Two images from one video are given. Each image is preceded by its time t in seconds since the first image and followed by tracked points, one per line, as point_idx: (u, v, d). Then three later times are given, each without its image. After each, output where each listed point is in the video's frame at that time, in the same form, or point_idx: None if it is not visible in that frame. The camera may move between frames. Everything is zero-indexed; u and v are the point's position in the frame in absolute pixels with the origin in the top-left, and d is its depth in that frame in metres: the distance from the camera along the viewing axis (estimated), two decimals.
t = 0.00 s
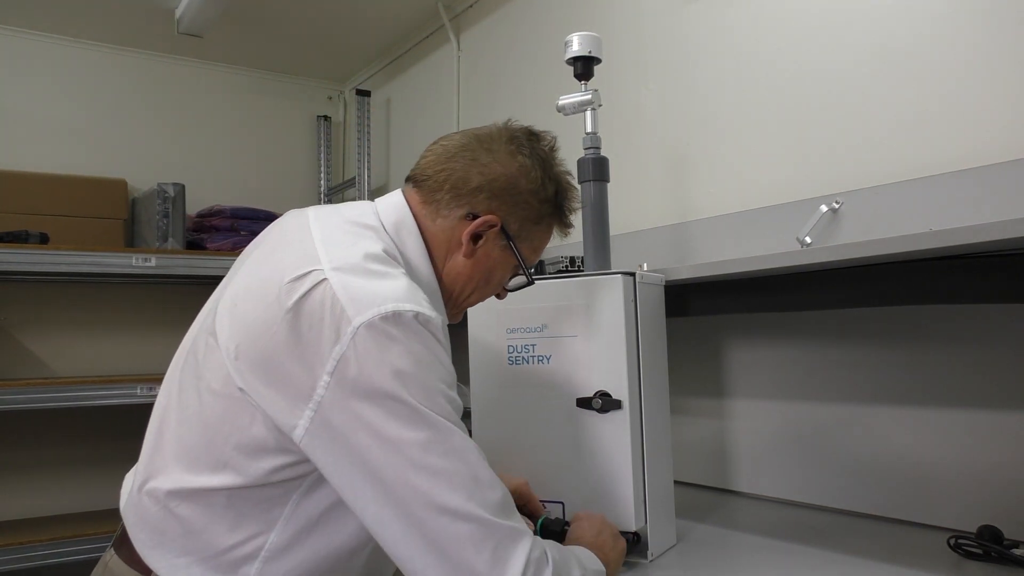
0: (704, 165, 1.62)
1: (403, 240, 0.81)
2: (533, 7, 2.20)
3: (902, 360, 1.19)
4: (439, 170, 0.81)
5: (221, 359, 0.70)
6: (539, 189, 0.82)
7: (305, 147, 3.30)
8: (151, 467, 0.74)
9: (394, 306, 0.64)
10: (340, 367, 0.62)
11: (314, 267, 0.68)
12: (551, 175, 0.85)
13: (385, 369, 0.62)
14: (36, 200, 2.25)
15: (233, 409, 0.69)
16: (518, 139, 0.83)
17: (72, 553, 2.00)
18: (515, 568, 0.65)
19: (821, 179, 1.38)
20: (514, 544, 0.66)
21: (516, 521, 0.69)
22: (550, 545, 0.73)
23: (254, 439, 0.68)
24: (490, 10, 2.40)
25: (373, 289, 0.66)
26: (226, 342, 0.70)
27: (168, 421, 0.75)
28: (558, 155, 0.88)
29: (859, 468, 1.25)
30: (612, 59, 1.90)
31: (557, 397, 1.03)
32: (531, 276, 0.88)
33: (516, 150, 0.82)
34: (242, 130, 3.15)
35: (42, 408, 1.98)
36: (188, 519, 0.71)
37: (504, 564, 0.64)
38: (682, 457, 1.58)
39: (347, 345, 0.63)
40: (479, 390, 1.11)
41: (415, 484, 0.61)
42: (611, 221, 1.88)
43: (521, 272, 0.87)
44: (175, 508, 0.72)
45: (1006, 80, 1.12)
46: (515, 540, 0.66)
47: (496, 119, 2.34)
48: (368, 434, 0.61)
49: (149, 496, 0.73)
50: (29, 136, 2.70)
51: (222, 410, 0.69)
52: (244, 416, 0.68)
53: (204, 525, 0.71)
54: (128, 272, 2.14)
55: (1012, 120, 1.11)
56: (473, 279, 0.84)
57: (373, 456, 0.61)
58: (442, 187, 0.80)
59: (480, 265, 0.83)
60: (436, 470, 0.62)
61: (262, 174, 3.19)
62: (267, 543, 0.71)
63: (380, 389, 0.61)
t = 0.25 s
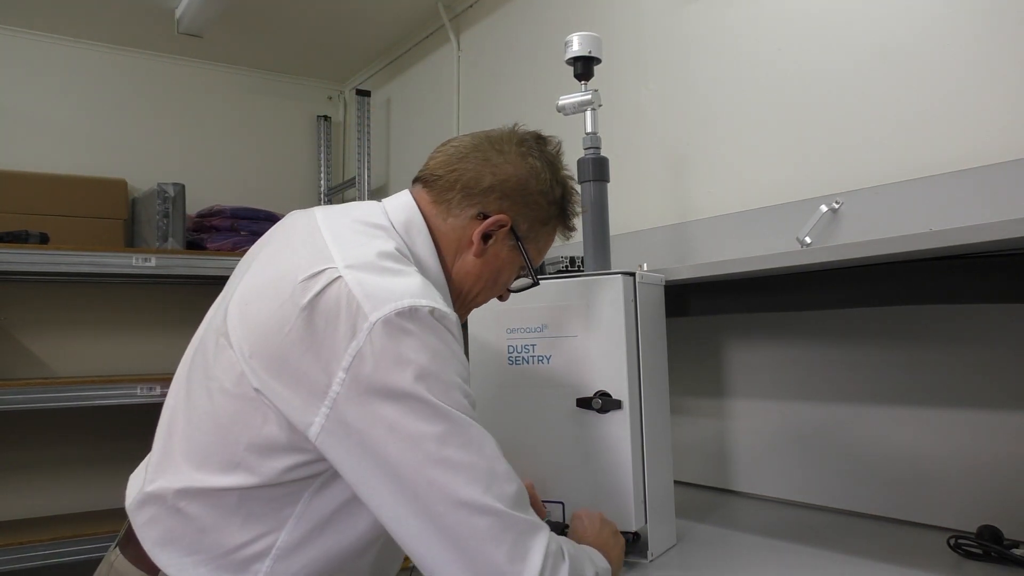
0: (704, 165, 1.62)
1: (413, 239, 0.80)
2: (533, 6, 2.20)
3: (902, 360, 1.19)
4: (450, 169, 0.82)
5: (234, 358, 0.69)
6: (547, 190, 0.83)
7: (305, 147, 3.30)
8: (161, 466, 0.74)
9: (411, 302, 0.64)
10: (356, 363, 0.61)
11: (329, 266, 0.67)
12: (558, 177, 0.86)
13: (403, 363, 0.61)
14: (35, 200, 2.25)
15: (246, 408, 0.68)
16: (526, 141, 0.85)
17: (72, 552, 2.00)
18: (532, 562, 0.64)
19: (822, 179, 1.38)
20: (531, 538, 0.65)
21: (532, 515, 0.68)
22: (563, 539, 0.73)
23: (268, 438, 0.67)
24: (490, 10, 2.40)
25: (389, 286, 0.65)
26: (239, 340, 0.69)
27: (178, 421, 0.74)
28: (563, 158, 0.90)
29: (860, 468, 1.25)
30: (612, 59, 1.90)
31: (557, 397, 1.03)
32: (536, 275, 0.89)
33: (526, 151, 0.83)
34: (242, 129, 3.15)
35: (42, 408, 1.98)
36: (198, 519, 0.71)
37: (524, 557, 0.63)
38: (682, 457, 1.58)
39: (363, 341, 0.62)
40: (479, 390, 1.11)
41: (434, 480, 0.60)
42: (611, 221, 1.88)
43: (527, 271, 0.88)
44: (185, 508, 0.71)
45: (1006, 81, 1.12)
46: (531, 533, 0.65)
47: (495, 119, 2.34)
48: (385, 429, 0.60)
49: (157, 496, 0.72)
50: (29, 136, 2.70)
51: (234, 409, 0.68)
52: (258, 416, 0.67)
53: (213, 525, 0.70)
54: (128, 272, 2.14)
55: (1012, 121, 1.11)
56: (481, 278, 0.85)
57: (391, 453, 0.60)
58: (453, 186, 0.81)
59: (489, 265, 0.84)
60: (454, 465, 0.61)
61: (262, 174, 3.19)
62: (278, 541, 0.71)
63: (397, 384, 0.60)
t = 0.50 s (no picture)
0: (704, 164, 1.62)
1: (421, 238, 0.80)
2: (533, 6, 2.20)
3: (902, 360, 1.19)
4: (455, 167, 0.82)
5: (244, 357, 0.68)
6: (551, 188, 0.85)
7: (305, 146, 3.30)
8: (171, 469, 0.73)
9: (424, 294, 0.64)
10: (372, 356, 0.61)
11: (339, 263, 0.67)
12: (560, 175, 0.88)
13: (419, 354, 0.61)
14: (35, 200, 2.25)
15: (258, 407, 0.67)
16: (529, 140, 0.86)
17: (73, 552, 2.00)
18: (558, 544, 0.63)
19: (822, 179, 1.38)
20: (555, 521, 0.64)
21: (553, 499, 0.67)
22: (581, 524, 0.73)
23: (280, 437, 0.66)
24: (490, 10, 2.40)
25: (402, 280, 0.65)
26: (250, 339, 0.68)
27: (187, 424, 0.73)
28: (564, 157, 0.91)
29: (861, 468, 1.25)
30: (612, 59, 1.90)
31: (557, 397, 1.03)
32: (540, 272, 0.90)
33: (529, 150, 0.84)
34: (242, 129, 3.15)
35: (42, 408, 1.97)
36: (211, 520, 0.69)
37: (550, 541, 0.63)
38: (682, 457, 1.58)
39: (378, 334, 0.61)
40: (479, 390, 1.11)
41: (456, 468, 0.59)
42: (611, 221, 1.88)
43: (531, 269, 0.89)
44: (197, 510, 0.70)
45: (1005, 81, 1.12)
46: (555, 515, 0.64)
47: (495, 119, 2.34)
48: (404, 420, 0.60)
49: (169, 499, 0.71)
50: (29, 136, 2.70)
51: (245, 408, 0.67)
52: (270, 415, 0.66)
53: (225, 526, 0.69)
54: (128, 272, 2.14)
55: (1012, 121, 1.11)
56: (488, 276, 0.85)
57: (411, 444, 0.59)
58: (460, 184, 0.81)
59: (496, 262, 0.84)
60: (475, 451, 0.60)
61: (262, 174, 3.19)
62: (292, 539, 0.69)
63: (415, 373, 0.60)
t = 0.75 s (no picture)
0: (704, 165, 1.62)
1: (423, 229, 0.80)
2: (533, 7, 2.20)
3: (902, 360, 1.19)
4: (455, 158, 0.83)
5: (257, 352, 0.67)
6: (547, 178, 0.87)
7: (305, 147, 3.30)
8: (182, 472, 0.71)
9: (440, 278, 0.64)
10: (390, 343, 0.60)
11: (351, 254, 0.66)
12: (556, 167, 0.90)
13: (437, 336, 0.61)
14: (35, 200, 2.25)
15: (273, 402, 0.65)
16: (525, 133, 0.88)
17: (73, 553, 2.00)
18: (589, 511, 0.64)
19: (821, 179, 1.38)
20: (583, 490, 0.65)
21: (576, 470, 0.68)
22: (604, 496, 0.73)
23: (298, 431, 0.65)
24: (490, 10, 2.40)
25: (415, 267, 0.65)
26: (262, 332, 0.67)
27: (194, 425, 0.71)
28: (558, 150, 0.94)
29: (862, 467, 1.25)
30: (611, 59, 1.90)
31: (558, 397, 1.03)
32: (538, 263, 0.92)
33: (526, 141, 0.87)
34: (241, 129, 3.15)
35: (41, 408, 1.97)
36: (224, 521, 0.67)
37: (580, 509, 0.63)
38: (682, 457, 1.58)
39: (395, 320, 0.60)
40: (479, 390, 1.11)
41: (483, 446, 0.59)
42: (611, 221, 1.88)
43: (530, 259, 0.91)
44: (211, 511, 0.68)
45: (1005, 81, 1.12)
46: (582, 484, 0.65)
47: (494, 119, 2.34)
48: (430, 402, 0.59)
49: (182, 502, 0.70)
50: (29, 136, 2.70)
51: (259, 404, 0.66)
52: (286, 410, 0.65)
53: (239, 524, 0.67)
54: (128, 272, 2.14)
55: (1012, 121, 1.11)
56: (489, 266, 0.86)
57: (437, 427, 0.59)
58: (460, 175, 0.82)
59: (497, 252, 0.85)
60: (501, 428, 0.60)
61: (262, 174, 3.19)
62: (310, 527, 0.67)
63: (436, 356, 0.60)
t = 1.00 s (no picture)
0: (704, 165, 1.62)
1: (426, 225, 0.80)
2: (533, 7, 2.20)
3: (902, 360, 1.19)
4: (453, 154, 0.84)
5: (267, 346, 0.67)
6: (543, 174, 0.88)
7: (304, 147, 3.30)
8: (190, 472, 0.70)
9: (450, 269, 0.65)
10: (403, 332, 0.60)
11: (360, 248, 0.66)
12: (551, 163, 0.91)
13: (449, 324, 0.61)
14: (35, 200, 2.25)
15: (285, 396, 0.65)
16: (520, 130, 0.89)
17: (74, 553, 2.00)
18: (603, 495, 0.64)
19: (821, 179, 1.38)
20: (596, 475, 0.65)
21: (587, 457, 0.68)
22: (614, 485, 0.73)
23: (311, 425, 0.64)
24: (490, 11, 2.41)
25: (424, 260, 0.65)
26: (272, 326, 0.67)
27: (202, 423, 0.71)
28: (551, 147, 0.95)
29: (862, 467, 1.25)
30: (611, 60, 1.91)
31: (558, 397, 1.03)
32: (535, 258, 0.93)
33: (522, 137, 0.88)
34: (241, 129, 3.15)
35: (41, 408, 1.97)
36: (234, 519, 0.66)
37: (594, 493, 0.63)
38: (682, 457, 1.58)
39: (408, 310, 0.61)
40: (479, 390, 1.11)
41: (498, 433, 0.59)
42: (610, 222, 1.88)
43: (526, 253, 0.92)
44: (220, 509, 0.67)
45: (1004, 82, 1.12)
46: (595, 469, 0.65)
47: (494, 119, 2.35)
48: (444, 390, 0.59)
49: (190, 502, 0.69)
50: (29, 136, 2.70)
51: (270, 398, 0.66)
52: (297, 403, 0.65)
53: (251, 521, 0.66)
54: (128, 272, 2.14)
55: (1012, 121, 1.11)
56: (488, 260, 0.86)
57: (451, 415, 0.59)
58: (459, 171, 0.82)
59: (496, 245, 0.86)
60: (515, 414, 0.60)
61: (262, 174, 3.19)
62: (321, 520, 0.68)
63: (449, 343, 0.60)
